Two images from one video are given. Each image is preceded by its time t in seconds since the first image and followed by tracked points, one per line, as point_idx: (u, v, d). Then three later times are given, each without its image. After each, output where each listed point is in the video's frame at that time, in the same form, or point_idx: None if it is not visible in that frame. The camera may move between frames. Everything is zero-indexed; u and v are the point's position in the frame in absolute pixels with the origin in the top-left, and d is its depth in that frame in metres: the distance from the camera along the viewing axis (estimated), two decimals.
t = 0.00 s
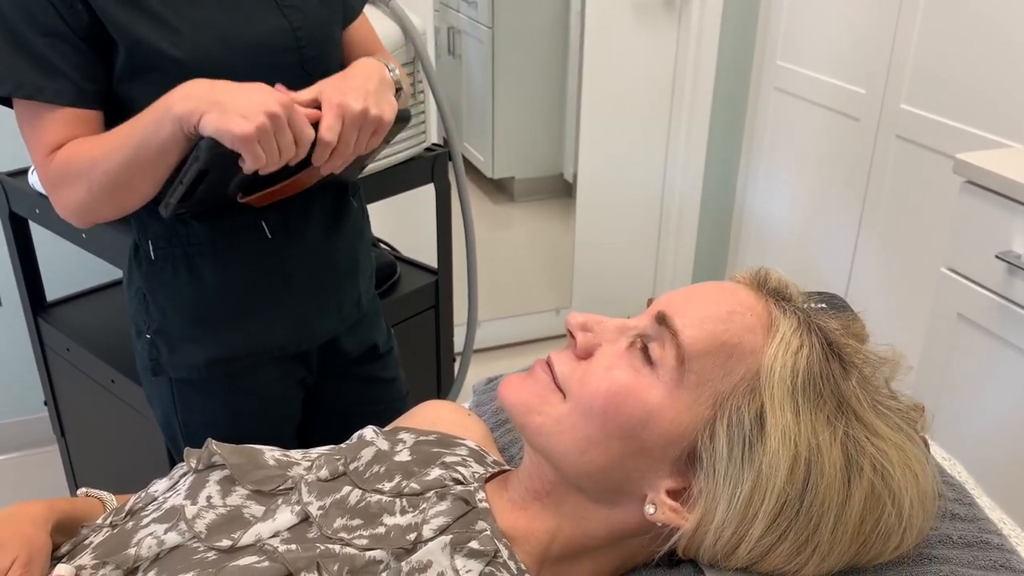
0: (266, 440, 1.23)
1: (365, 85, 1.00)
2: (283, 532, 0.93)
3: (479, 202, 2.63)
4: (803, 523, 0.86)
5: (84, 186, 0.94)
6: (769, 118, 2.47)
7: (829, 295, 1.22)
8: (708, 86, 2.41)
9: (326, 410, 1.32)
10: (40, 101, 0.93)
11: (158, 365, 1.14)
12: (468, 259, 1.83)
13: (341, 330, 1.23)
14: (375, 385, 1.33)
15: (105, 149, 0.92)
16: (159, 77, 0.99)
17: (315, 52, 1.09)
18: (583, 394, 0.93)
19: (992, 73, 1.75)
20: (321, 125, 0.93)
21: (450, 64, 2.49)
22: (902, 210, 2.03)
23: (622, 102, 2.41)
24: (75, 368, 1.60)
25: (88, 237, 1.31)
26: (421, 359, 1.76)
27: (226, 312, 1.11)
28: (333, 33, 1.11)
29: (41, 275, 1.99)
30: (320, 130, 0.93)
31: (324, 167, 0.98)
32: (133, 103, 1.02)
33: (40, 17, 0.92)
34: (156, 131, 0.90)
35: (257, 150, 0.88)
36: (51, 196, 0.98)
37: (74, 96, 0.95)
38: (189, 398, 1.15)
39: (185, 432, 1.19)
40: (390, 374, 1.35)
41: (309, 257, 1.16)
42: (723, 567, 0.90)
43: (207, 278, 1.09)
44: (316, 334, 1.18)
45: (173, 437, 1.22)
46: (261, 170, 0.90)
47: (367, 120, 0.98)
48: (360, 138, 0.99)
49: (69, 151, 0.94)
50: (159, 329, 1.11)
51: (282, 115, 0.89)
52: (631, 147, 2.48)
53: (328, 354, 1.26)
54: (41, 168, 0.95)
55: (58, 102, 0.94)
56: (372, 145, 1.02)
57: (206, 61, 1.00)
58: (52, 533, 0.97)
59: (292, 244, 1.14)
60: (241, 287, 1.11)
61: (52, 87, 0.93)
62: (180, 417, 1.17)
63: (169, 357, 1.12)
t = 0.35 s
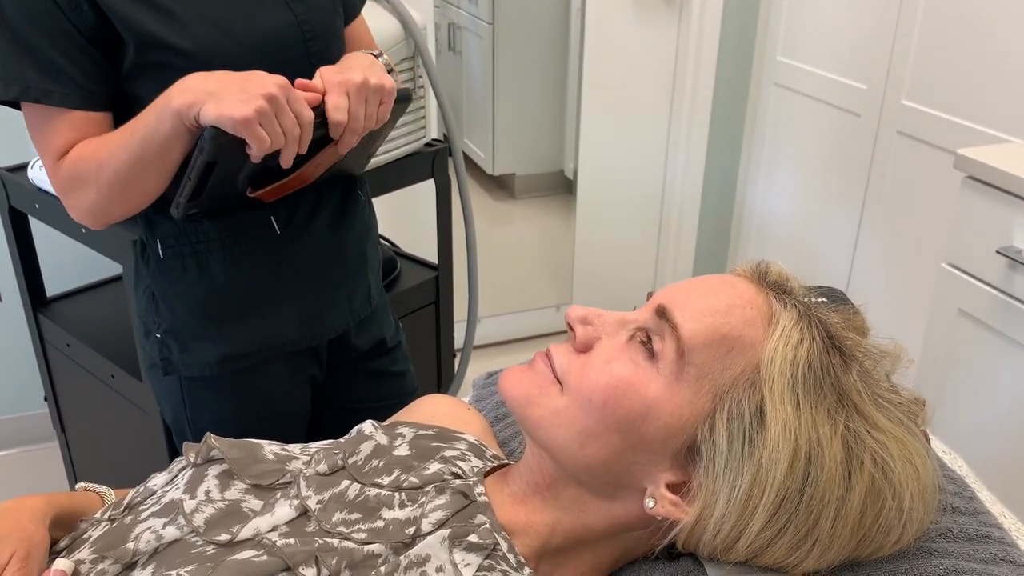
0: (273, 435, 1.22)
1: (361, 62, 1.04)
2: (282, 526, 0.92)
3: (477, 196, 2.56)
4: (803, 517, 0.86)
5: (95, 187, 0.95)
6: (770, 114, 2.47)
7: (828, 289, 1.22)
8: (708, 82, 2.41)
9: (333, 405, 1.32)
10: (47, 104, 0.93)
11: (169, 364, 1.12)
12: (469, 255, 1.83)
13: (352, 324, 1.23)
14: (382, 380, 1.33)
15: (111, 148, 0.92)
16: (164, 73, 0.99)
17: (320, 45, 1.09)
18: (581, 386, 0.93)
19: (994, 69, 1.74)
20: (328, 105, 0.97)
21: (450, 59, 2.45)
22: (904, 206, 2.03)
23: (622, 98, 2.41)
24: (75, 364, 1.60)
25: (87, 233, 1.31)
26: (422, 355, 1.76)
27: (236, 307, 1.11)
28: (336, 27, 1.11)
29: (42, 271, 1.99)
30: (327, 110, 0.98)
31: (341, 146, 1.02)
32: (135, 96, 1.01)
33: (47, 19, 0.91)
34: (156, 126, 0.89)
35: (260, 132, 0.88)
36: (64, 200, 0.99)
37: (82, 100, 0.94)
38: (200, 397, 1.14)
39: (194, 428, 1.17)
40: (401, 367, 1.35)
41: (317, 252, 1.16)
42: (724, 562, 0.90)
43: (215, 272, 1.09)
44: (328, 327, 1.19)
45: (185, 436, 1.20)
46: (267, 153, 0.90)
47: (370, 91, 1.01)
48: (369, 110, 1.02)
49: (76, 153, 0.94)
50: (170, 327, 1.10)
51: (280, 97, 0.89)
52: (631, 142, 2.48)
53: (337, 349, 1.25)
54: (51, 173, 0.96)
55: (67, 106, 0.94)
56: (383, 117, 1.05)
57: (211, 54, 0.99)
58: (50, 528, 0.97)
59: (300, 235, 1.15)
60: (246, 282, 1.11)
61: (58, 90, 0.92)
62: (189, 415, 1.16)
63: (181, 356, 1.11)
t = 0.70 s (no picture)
0: (277, 433, 1.22)
1: (367, 63, 1.06)
2: (279, 524, 0.92)
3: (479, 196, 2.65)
4: (800, 513, 0.86)
5: (101, 188, 0.95)
6: (768, 111, 2.47)
7: (825, 285, 1.22)
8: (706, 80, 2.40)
9: (335, 403, 1.32)
10: (51, 102, 0.92)
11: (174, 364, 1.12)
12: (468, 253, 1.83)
13: (354, 322, 1.23)
14: (384, 376, 1.33)
15: (119, 150, 0.92)
16: (165, 70, 0.98)
17: (320, 43, 1.09)
18: (579, 384, 0.93)
19: (992, 67, 1.74)
20: (341, 106, 0.98)
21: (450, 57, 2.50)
22: (903, 204, 2.03)
23: (620, 96, 2.40)
24: (73, 363, 1.60)
25: (85, 231, 1.30)
26: (421, 353, 1.76)
27: (240, 305, 1.11)
28: (335, 26, 1.11)
29: (41, 270, 1.99)
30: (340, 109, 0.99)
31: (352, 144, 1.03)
32: (136, 94, 1.00)
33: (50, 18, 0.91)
34: (169, 128, 0.90)
35: (276, 133, 0.89)
36: (68, 201, 0.99)
37: (86, 98, 0.94)
38: (204, 396, 1.14)
39: (199, 427, 1.17)
40: (400, 363, 1.35)
41: (318, 249, 1.16)
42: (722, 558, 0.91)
43: (218, 270, 1.08)
44: (333, 325, 1.19)
45: (189, 435, 1.20)
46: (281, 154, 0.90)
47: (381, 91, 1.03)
48: (379, 111, 1.03)
49: (82, 154, 0.94)
50: (175, 326, 1.10)
51: (296, 99, 0.90)
52: (630, 141, 2.48)
53: (340, 346, 1.25)
54: (55, 174, 0.96)
55: (69, 104, 0.93)
56: (390, 117, 1.07)
57: (212, 52, 0.99)
58: (48, 526, 0.97)
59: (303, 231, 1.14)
60: (248, 280, 1.11)
61: (61, 88, 0.92)
62: (194, 413, 1.16)
63: (186, 355, 1.11)
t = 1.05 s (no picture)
0: (276, 435, 1.23)
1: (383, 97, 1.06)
2: (276, 527, 0.92)
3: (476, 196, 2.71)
4: (795, 515, 0.86)
5: (104, 194, 0.96)
6: (766, 113, 2.48)
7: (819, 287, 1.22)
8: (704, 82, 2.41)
9: (333, 405, 1.32)
10: (51, 103, 0.93)
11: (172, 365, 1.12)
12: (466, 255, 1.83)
13: (350, 325, 1.24)
14: (381, 379, 1.33)
15: (125, 159, 0.93)
16: (163, 72, 0.99)
17: (319, 46, 1.09)
18: (573, 391, 0.93)
19: (989, 69, 1.75)
20: (353, 139, 0.98)
21: (449, 58, 2.59)
22: (900, 205, 2.03)
23: (618, 98, 2.41)
24: (71, 365, 1.60)
25: (83, 232, 1.30)
26: (419, 355, 1.76)
27: (237, 307, 1.11)
28: (333, 28, 1.11)
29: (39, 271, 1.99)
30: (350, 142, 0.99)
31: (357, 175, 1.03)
32: (135, 95, 1.00)
33: (49, 19, 0.91)
34: (176, 145, 0.91)
35: (276, 161, 0.89)
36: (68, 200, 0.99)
37: (86, 98, 0.94)
38: (200, 397, 1.14)
39: (196, 429, 1.17)
40: (397, 365, 1.35)
41: (316, 252, 1.17)
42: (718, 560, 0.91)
43: (214, 272, 1.09)
44: (331, 327, 1.20)
45: (185, 438, 1.20)
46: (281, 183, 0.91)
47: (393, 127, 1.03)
48: (390, 146, 1.03)
49: (87, 158, 0.94)
50: (171, 328, 1.10)
51: (300, 130, 0.90)
52: (628, 143, 2.48)
53: (337, 348, 1.26)
54: (57, 173, 0.96)
55: (70, 104, 0.94)
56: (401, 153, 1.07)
57: (211, 54, 0.99)
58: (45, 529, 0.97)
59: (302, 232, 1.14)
60: (245, 282, 1.11)
61: (61, 89, 0.92)
62: (190, 415, 1.16)
63: (183, 356, 1.11)
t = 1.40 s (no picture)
0: (271, 436, 1.23)
1: (389, 127, 1.08)
2: (274, 527, 0.92)
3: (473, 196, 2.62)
4: (791, 510, 0.86)
5: (104, 201, 0.96)
6: (764, 115, 2.48)
7: (816, 288, 1.22)
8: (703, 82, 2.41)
9: (330, 405, 1.32)
10: (52, 104, 0.92)
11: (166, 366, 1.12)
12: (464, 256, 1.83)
13: (346, 326, 1.24)
14: (378, 381, 1.33)
15: (129, 170, 0.94)
16: (163, 74, 0.99)
17: (318, 49, 1.09)
18: (572, 381, 0.94)
19: (986, 71, 1.75)
20: (359, 176, 1.01)
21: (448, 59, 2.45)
22: (897, 206, 2.03)
23: (618, 98, 2.41)
24: (69, 366, 1.60)
25: (82, 233, 1.30)
26: (417, 356, 1.76)
27: (233, 308, 1.11)
28: (331, 31, 1.12)
29: (37, 271, 1.99)
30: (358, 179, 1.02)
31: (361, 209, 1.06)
32: (134, 98, 1.01)
33: (50, 19, 0.91)
34: (182, 165, 0.92)
35: (280, 197, 0.92)
36: (69, 199, 0.99)
37: (88, 99, 0.94)
38: (195, 398, 1.14)
39: (191, 430, 1.17)
40: (393, 366, 1.35)
41: (313, 252, 1.17)
42: (715, 557, 0.91)
43: (209, 274, 1.09)
44: (327, 327, 1.20)
45: (181, 439, 1.20)
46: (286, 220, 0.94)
47: (399, 162, 1.06)
48: (394, 179, 1.07)
49: (91, 162, 0.95)
50: (167, 328, 1.10)
51: (307, 167, 0.93)
52: (627, 144, 2.48)
53: (333, 349, 1.26)
54: (60, 172, 0.96)
55: (71, 104, 0.93)
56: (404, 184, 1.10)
57: (211, 56, 1.00)
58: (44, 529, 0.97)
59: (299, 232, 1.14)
60: (240, 283, 1.11)
61: (63, 89, 0.92)
62: (184, 416, 1.16)
63: (177, 357, 1.11)
